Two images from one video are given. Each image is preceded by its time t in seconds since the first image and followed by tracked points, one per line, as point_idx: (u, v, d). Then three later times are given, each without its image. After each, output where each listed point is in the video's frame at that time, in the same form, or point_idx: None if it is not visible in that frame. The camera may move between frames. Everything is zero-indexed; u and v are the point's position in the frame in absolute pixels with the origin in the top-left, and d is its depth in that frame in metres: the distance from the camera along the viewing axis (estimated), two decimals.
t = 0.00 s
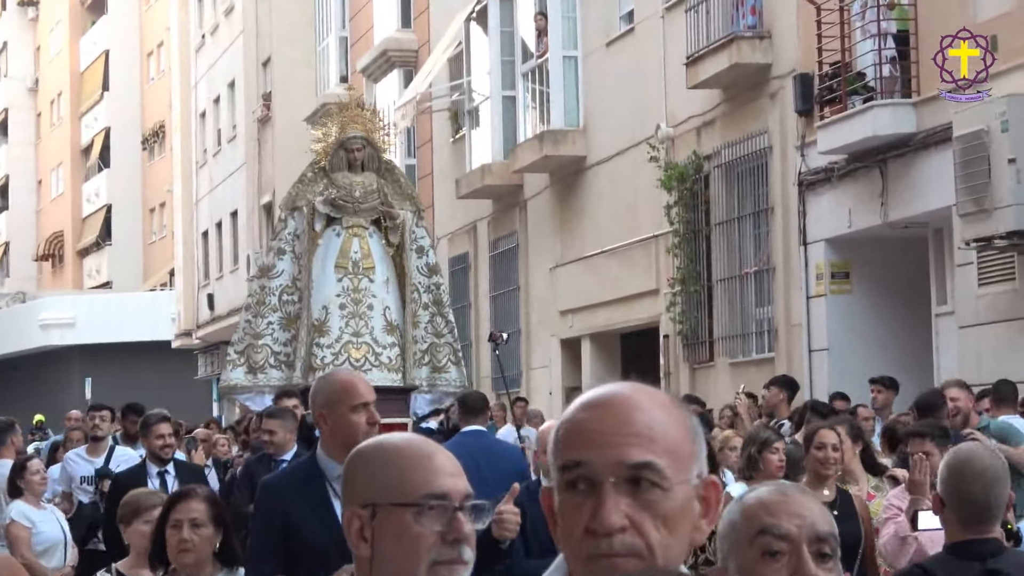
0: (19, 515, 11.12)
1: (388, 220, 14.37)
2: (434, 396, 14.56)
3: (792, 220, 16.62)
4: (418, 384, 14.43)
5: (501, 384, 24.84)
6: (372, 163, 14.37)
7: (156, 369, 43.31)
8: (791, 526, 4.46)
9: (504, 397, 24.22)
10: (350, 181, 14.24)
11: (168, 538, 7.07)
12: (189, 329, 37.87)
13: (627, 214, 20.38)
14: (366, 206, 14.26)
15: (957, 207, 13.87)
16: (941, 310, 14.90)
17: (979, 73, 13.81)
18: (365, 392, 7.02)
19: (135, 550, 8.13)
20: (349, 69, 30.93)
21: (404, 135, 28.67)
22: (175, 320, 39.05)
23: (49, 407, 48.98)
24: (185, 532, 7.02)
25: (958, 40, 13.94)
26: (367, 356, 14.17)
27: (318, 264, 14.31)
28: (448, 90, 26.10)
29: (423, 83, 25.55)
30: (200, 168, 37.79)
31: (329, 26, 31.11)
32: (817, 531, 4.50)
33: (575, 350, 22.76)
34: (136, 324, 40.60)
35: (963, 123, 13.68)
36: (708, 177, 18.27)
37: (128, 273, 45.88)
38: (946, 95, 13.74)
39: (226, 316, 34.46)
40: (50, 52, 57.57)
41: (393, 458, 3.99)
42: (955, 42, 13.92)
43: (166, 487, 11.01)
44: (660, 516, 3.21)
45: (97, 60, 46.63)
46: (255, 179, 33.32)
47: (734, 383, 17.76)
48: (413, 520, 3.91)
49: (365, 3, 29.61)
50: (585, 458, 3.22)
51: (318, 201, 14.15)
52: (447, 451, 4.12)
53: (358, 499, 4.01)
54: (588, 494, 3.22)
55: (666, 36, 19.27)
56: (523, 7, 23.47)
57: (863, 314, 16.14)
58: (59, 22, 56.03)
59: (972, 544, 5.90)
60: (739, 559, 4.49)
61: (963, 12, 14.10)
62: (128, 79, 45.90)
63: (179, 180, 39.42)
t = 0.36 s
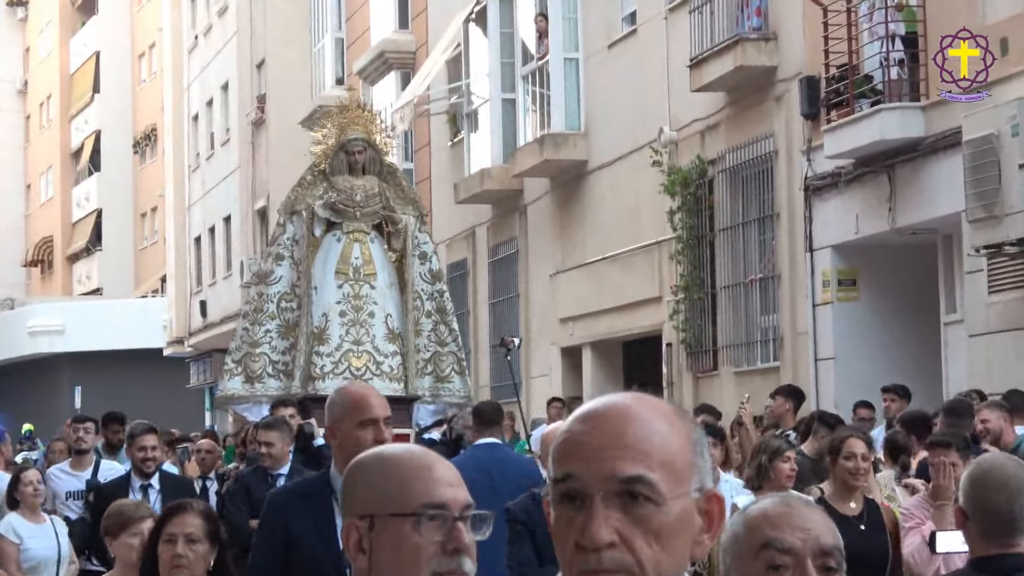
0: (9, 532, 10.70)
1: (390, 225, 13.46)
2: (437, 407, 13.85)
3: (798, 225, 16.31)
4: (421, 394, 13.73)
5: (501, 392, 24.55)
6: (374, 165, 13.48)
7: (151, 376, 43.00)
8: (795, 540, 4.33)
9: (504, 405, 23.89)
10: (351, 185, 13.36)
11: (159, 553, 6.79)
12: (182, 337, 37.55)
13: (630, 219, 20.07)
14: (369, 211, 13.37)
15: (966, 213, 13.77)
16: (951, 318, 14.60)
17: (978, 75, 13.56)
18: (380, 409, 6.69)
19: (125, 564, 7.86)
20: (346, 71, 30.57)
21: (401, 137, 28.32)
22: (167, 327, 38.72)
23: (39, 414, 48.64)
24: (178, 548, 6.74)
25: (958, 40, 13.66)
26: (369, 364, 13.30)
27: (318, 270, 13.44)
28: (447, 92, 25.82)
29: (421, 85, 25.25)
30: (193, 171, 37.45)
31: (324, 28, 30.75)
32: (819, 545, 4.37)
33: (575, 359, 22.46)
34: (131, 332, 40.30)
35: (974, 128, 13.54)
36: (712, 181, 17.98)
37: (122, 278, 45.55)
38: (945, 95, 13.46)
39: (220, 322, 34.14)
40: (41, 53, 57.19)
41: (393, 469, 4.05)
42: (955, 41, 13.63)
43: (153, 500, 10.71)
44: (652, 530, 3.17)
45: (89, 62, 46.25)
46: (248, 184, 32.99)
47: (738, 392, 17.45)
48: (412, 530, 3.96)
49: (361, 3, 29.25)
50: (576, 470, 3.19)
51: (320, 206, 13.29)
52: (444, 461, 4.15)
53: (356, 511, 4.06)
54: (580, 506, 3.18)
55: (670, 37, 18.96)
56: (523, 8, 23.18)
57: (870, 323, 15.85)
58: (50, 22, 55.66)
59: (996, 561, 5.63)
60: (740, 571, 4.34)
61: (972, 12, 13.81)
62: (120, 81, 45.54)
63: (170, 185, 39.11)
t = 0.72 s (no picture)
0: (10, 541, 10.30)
1: (407, 225, 13.90)
2: (456, 411, 14.25)
3: (805, 227, 16.02)
4: (438, 399, 14.11)
5: (501, 398, 24.26)
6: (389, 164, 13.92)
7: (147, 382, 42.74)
8: (810, 552, 4.44)
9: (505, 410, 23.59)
10: (365, 183, 13.77)
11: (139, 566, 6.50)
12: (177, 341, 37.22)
13: (632, 223, 19.81)
14: (384, 210, 13.80)
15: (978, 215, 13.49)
16: (962, 323, 14.31)
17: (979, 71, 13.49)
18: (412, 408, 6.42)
19: None
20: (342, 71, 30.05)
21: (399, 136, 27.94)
22: (162, 332, 38.37)
23: (31, 421, 48.37)
24: (159, 562, 6.44)
25: (957, 40, 13.56)
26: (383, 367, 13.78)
27: (334, 272, 13.90)
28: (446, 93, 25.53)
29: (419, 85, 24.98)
30: (188, 173, 37.12)
31: (322, 26, 30.43)
32: (834, 558, 4.50)
33: (578, 364, 22.20)
34: (127, 337, 40.04)
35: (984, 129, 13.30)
36: (718, 183, 17.70)
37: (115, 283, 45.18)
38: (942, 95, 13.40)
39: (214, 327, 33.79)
40: (32, 54, 56.76)
41: (391, 477, 4.14)
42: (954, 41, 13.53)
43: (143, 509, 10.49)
44: (670, 541, 3.17)
45: (81, 63, 45.88)
46: (244, 185, 32.70)
47: (744, 398, 17.20)
48: (418, 537, 4.06)
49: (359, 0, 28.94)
50: (597, 481, 3.18)
51: (334, 205, 13.73)
52: (441, 465, 4.28)
53: (357, 519, 4.17)
54: (598, 516, 3.18)
55: (674, 37, 18.69)
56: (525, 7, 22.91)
57: (880, 327, 15.58)
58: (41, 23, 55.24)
59: None
60: None
61: (984, 9, 13.54)
62: (112, 82, 45.15)
63: (164, 188, 38.81)
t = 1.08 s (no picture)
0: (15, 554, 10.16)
1: (418, 227, 13.90)
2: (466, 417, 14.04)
3: (809, 232, 15.97)
4: (450, 405, 13.97)
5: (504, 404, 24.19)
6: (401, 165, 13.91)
7: (147, 386, 42.72)
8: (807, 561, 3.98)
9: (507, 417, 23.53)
10: (377, 185, 13.74)
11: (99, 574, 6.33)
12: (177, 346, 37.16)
13: (635, 229, 19.75)
14: (395, 213, 13.76)
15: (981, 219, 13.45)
16: (964, 329, 14.25)
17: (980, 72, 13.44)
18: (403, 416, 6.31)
19: None
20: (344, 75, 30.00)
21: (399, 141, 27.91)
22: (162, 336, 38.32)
23: (29, 425, 48.38)
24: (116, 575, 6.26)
25: (956, 40, 13.54)
26: (394, 371, 13.72)
27: (345, 274, 13.82)
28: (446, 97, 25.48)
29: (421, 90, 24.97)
30: (188, 178, 37.10)
31: (323, 30, 30.39)
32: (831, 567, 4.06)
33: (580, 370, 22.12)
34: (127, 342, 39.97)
35: (989, 133, 13.26)
36: (720, 189, 17.64)
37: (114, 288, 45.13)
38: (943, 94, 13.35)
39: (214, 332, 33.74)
40: (32, 58, 56.79)
41: (391, 482, 4.14)
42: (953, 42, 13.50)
43: (142, 514, 10.31)
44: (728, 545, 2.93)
45: (81, 68, 45.86)
46: (244, 190, 32.67)
47: (747, 404, 17.13)
48: (416, 544, 4.07)
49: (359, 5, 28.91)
50: (664, 484, 2.91)
51: (344, 207, 13.66)
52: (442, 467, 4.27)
53: (357, 526, 4.18)
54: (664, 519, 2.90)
55: (677, 41, 18.63)
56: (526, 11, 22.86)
57: (884, 332, 15.51)
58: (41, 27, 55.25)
59: None
60: None
61: (988, 11, 13.45)
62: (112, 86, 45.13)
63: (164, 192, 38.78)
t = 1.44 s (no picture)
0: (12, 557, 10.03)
1: (414, 231, 14.03)
2: (463, 423, 14.21)
3: (811, 236, 15.94)
4: (447, 410, 14.11)
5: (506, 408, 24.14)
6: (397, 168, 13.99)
7: (148, 391, 42.68)
8: None
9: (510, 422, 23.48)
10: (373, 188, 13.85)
11: None
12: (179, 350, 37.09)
13: (638, 233, 19.72)
14: (391, 216, 13.90)
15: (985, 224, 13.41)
16: (969, 334, 14.19)
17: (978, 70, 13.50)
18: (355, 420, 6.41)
19: None
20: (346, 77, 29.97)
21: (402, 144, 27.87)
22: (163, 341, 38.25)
23: (30, 430, 48.30)
24: None
25: (957, 40, 13.56)
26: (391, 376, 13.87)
27: (340, 277, 13.91)
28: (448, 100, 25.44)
29: (423, 94, 24.92)
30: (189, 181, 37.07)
31: (326, 33, 30.34)
32: None
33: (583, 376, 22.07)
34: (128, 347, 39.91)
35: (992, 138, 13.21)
36: (723, 193, 17.62)
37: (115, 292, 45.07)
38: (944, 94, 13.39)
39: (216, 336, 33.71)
40: (32, 61, 56.77)
41: (380, 493, 4.20)
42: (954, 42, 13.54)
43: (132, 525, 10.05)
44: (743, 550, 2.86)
45: (82, 71, 45.81)
46: (246, 194, 32.63)
47: (750, 410, 17.07)
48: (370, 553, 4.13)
49: (362, 9, 28.87)
50: (691, 488, 2.85)
51: (341, 210, 13.76)
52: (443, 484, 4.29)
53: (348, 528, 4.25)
54: (689, 519, 2.84)
55: (680, 46, 18.60)
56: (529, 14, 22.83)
57: (885, 338, 15.47)
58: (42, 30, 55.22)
59: None
60: None
61: (992, 13, 13.56)
62: (113, 90, 45.09)
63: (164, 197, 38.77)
